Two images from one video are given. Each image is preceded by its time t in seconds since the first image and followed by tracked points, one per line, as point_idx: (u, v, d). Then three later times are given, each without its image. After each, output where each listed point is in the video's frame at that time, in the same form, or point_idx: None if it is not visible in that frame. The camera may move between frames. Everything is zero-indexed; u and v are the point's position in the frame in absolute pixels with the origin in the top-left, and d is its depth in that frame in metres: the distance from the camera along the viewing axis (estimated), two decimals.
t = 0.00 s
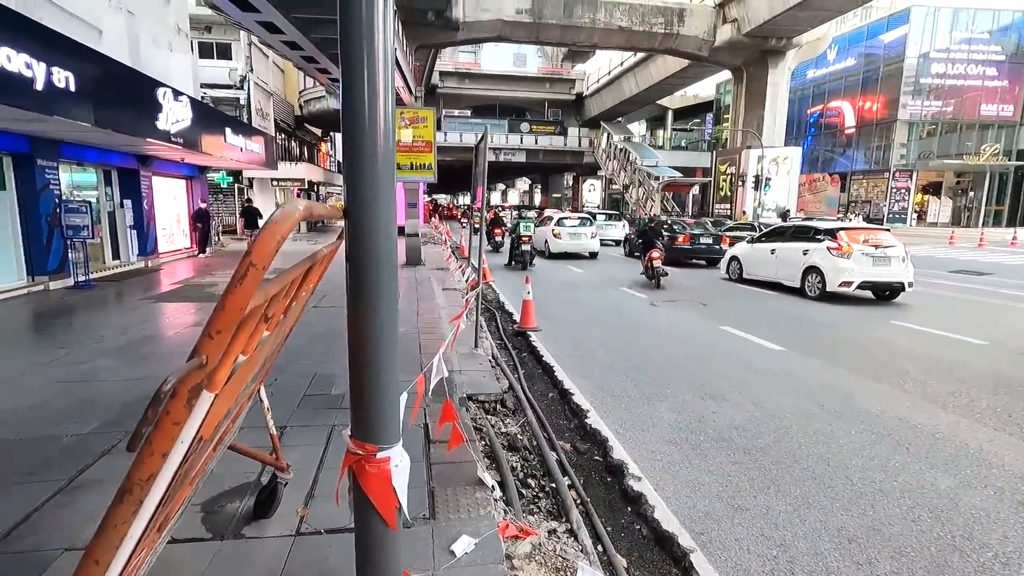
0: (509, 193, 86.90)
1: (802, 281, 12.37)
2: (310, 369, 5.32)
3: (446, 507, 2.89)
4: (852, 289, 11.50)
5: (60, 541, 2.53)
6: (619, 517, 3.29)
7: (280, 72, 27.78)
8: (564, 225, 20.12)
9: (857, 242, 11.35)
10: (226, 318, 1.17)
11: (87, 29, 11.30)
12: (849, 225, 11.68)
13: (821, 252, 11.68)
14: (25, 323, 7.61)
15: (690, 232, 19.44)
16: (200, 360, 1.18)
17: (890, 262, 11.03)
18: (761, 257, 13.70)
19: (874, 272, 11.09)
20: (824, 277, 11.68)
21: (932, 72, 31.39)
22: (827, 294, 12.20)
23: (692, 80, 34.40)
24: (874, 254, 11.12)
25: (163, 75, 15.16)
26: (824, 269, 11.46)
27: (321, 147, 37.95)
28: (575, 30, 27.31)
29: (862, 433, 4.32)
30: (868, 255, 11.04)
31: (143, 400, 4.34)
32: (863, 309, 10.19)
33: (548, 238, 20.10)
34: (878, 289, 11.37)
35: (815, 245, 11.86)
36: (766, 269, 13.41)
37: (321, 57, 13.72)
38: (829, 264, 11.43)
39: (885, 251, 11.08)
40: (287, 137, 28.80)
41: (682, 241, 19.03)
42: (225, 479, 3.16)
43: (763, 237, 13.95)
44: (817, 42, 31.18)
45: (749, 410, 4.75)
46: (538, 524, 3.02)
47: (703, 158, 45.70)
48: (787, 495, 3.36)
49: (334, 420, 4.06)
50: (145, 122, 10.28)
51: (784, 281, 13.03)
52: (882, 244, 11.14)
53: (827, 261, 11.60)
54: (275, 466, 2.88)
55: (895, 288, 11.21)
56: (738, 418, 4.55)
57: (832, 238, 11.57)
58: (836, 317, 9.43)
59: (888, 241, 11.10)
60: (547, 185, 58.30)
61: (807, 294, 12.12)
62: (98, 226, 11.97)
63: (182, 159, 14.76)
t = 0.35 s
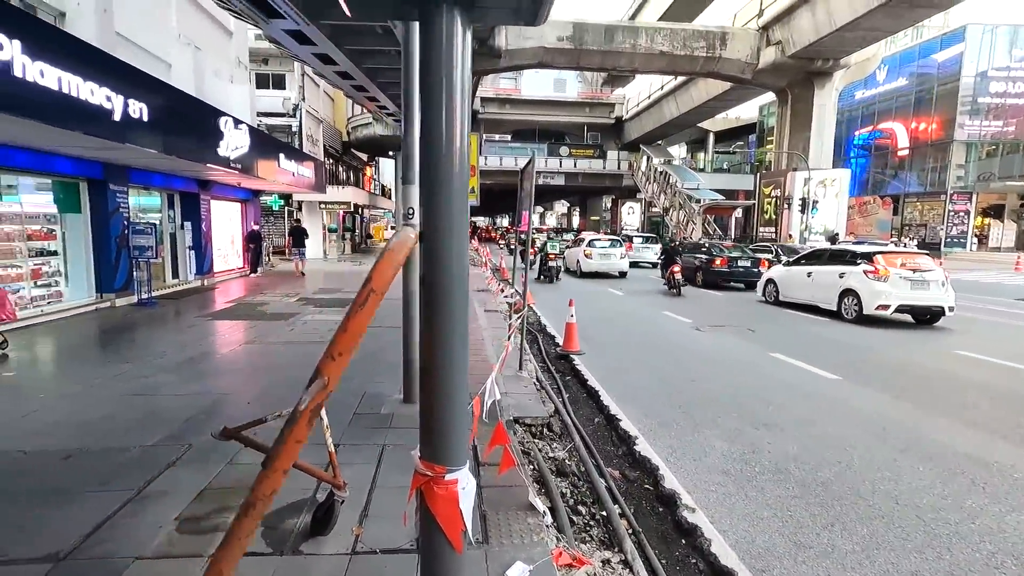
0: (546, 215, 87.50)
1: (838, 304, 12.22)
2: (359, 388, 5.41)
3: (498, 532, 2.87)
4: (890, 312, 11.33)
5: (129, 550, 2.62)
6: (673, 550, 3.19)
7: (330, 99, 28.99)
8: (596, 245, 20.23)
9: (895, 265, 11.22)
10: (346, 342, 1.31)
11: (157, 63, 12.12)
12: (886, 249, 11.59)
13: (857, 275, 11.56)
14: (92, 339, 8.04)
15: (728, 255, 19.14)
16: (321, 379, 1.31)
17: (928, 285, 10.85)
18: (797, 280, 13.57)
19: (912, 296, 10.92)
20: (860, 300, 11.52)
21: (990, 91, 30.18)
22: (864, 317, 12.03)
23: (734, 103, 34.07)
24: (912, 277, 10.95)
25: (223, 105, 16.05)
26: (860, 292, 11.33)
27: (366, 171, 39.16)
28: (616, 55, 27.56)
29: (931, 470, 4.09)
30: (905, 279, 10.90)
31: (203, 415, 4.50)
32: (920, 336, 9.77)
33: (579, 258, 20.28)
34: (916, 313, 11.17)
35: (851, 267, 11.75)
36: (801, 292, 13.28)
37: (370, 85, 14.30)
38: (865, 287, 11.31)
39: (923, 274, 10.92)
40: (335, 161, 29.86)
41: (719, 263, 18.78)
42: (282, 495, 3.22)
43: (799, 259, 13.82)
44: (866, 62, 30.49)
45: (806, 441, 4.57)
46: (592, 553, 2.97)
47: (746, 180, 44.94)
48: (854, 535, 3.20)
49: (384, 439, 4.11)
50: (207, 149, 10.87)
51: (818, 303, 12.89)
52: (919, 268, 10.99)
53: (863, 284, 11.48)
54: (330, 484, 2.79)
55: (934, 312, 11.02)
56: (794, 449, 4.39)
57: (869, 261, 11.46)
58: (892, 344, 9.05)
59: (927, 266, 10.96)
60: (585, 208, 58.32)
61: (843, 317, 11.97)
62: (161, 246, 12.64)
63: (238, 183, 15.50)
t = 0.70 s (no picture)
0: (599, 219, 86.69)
1: (907, 311, 11.62)
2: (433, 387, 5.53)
3: (587, 537, 2.88)
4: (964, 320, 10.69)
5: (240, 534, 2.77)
6: (764, 566, 3.08)
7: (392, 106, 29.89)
8: (647, 248, 20.03)
9: (969, 271, 10.54)
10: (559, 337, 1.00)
11: (241, 75, 12.89)
12: (960, 254, 10.89)
13: (928, 281, 10.94)
14: (183, 334, 8.62)
15: (791, 259, 18.34)
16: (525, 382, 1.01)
17: (1007, 293, 10.19)
18: (862, 285, 12.98)
19: (989, 304, 10.27)
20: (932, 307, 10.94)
21: None
22: (936, 324, 11.42)
23: (803, 102, 32.62)
24: (988, 284, 10.25)
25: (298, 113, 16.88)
26: (932, 300, 10.74)
27: (425, 176, 40.05)
28: (678, 55, 27.01)
29: None
30: (981, 286, 10.24)
31: (291, 409, 4.72)
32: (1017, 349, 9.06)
33: (630, 260, 20.15)
34: (993, 321, 10.53)
35: (921, 273, 11.13)
36: (866, 298, 12.68)
37: (435, 91, 14.69)
38: (936, 293, 10.72)
39: (1001, 281, 10.23)
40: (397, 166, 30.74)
41: (782, 268, 18.00)
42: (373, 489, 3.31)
43: (865, 263, 13.19)
44: (952, 56, 28.54)
45: (901, 459, 4.31)
46: (682, 564, 2.92)
47: (814, 182, 42.97)
48: (968, 563, 2.98)
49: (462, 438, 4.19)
50: (285, 155, 11.45)
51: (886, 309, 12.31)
52: (997, 274, 10.26)
53: (934, 290, 10.86)
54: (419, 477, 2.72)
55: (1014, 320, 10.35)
56: (889, 468, 4.15)
57: (941, 267, 10.81)
58: (987, 356, 8.42)
59: (1006, 272, 10.21)
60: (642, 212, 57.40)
61: (913, 324, 11.40)
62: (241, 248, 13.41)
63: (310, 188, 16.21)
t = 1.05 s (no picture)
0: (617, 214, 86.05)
1: (926, 308, 11.33)
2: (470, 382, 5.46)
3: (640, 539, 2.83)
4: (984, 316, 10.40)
5: (295, 529, 2.76)
6: (822, 572, 2.99)
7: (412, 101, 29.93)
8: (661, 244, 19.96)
9: (990, 268, 10.26)
10: (738, 344, 0.90)
11: (267, 70, 12.98)
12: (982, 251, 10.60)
13: (948, 278, 10.65)
14: (213, 327, 8.70)
15: (811, 255, 17.98)
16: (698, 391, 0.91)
17: None
18: (882, 282, 12.70)
19: (1010, 301, 10.00)
20: (952, 303, 10.65)
21: None
22: (956, 320, 11.12)
23: (828, 96, 31.96)
24: (1009, 281, 9.96)
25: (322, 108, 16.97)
26: (951, 295, 10.46)
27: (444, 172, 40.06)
28: (701, 49, 26.59)
29: None
30: (1002, 282, 9.96)
31: (329, 403, 4.72)
32: None
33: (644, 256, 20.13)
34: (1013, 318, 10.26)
35: (941, 269, 10.85)
36: (888, 294, 12.41)
37: (457, 84, 14.66)
38: (955, 290, 10.43)
39: None
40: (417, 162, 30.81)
41: (802, 264, 17.70)
42: (421, 485, 3.26)
43: (885, 259, 12.91)
44: (986, 48, 27.76)
45: (956, 463, 4.17)
46: (739, 568, 2.86)
47: (838, 178, 42.15)
48: None
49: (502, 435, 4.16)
50: (312, 150, 11.49)
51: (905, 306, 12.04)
52: (1019, 271, 9.94)
53: (954, 287, 10.57)
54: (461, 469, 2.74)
55: None
56: (945, 472, 4.02)
57: (961, 264, 10.53)
58: None
59: None
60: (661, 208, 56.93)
61: (933, 320, 11.11)
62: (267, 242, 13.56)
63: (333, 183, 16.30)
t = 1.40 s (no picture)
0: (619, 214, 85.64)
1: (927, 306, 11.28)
2: (489, 384, 5.29)
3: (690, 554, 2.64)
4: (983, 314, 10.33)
5: (324, 544, 2.58)
6: None
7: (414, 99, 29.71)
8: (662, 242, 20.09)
9: (990, 265, 10.13)
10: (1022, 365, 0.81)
11: (272, 65, 12.79)
12: (982, 249, 10.45)
13: (948, 275, 10.54)
14: (217, 327, 8.50)
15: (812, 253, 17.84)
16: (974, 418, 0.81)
17: None
18: (882, 280, 12.64)
19: (1009, 298, 9.89)
20: (952, 300, 10.56)
21: None
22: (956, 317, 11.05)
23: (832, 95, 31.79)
24: (1008, 279, 9.86)
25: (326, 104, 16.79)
26: (949, 292, 10.37)
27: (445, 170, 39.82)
28: (705, 47, 26.30)
29: None
30: (1001, 281, 9.85)
31: (347, 407, 4.54)
32: None
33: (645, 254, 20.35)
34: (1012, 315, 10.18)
35: (940, 267, 10.75)
36: (889, 292, 12.32)
37: (463, 80, 14.48)
38: (955, 288, 10.31)
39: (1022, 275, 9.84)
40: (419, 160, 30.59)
41: (803, 262, 17.54)
42: (453, 495, 3.08)
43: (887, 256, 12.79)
44: (992, 46, 27.58)
45: (1001, 470, 4.01)
46: None
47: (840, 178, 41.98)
48: None
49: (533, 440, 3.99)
50: (317, 146, 11.30)
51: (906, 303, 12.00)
52: (1018, 269, 9.85)
53: (954, 284, 10.47)
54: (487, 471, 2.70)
55: None
56: (991, 480, 3.86)
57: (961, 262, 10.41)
58: None
59: None
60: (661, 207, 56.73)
61: (932, 317, 11.01)
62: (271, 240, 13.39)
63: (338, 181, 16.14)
